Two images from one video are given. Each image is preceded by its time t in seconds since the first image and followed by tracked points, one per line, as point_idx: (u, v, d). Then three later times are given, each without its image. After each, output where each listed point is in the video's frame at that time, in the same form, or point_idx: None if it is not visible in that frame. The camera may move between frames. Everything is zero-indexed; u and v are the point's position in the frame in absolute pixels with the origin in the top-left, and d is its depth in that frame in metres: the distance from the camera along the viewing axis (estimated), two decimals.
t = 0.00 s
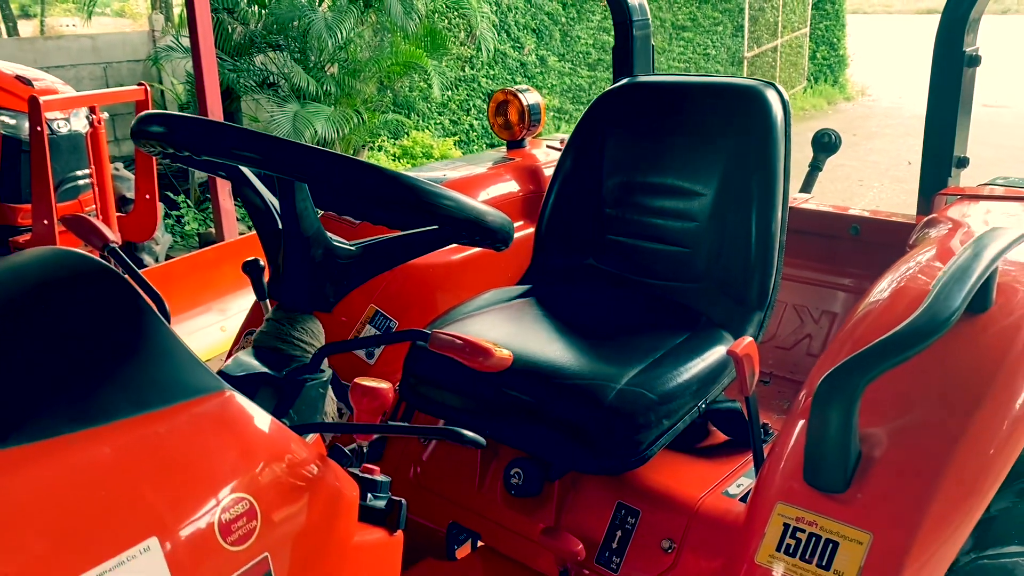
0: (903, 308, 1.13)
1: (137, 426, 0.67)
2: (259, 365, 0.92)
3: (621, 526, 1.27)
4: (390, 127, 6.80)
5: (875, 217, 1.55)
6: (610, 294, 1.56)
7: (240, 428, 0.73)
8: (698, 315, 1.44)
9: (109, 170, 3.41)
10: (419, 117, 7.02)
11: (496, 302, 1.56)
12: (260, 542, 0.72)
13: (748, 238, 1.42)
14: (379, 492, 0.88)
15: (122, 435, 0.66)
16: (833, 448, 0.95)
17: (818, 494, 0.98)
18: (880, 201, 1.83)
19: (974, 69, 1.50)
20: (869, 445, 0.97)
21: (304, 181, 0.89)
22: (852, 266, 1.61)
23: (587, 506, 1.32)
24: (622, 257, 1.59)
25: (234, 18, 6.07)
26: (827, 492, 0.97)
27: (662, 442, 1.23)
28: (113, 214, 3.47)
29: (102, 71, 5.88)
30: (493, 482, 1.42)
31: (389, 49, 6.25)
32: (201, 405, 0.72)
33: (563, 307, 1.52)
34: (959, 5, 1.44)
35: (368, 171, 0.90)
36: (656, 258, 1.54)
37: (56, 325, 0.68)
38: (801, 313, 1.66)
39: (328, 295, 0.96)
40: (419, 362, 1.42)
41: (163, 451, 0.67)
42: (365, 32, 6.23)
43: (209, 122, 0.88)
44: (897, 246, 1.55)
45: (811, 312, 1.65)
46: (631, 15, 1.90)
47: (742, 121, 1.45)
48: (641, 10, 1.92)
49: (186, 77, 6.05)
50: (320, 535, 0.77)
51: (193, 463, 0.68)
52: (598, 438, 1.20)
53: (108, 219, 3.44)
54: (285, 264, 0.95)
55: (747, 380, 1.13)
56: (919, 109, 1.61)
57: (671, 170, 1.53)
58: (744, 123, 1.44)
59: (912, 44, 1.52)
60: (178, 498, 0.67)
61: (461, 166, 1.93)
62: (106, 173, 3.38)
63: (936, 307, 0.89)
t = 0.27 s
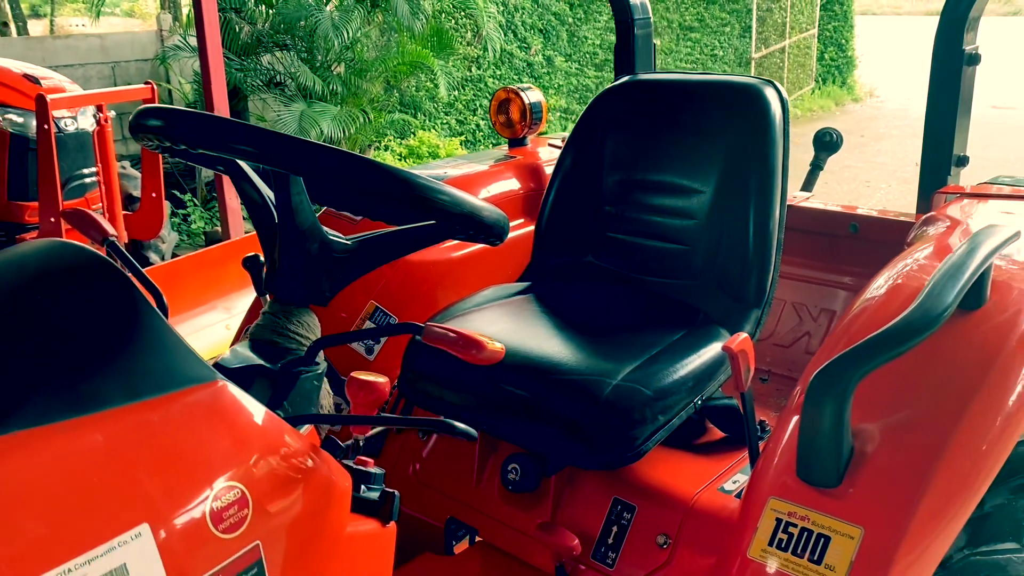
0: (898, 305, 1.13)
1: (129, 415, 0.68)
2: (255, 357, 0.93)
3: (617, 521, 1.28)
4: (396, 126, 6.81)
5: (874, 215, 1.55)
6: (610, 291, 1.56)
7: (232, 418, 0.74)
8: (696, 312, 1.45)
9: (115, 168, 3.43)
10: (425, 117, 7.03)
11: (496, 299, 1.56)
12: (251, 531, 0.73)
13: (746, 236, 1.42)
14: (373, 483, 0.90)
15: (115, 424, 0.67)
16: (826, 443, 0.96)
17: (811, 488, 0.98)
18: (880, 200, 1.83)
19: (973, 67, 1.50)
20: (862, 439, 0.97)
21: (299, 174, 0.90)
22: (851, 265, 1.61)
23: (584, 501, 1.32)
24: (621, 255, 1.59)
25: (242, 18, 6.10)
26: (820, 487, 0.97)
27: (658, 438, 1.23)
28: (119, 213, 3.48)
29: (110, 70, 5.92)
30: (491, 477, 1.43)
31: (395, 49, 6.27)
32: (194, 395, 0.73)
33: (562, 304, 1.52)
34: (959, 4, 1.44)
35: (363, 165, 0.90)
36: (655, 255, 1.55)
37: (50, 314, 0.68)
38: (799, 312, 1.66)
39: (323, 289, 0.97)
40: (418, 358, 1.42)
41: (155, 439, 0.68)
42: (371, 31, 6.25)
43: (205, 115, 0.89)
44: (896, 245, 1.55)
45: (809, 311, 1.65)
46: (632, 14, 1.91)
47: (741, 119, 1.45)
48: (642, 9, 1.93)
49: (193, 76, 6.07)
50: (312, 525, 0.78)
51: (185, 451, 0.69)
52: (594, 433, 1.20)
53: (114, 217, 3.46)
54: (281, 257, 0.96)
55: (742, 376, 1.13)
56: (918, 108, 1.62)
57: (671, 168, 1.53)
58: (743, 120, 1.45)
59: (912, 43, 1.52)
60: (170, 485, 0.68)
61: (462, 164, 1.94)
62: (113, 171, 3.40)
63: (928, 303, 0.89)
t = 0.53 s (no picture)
0: (892, 300, 1.13)
1: (120, 400, 0.69)
2: (249, 347, 0.94)
3: (612, 515, 1.29)
4: (403, 126, 6.83)
5: (873, 213, 1.55)
6: (608, 287, 1.57)
7: (222, 404, 0.75)
8: (694, 308, 1.45)
9: (124, 165, 3.46)
10: (432, 117, 7.05)
11: (494, 295, 1.57)
12: (241, 516, 0.73)
13: (743, 232, 1.43)
14: (367, 472, 0.91)
15: (105, 408, 0.68)
16: (816, 436, 0.96)
17: (801, 481, 0.99)
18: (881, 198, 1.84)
19: (973, 64, 1.49)
20: (853, 433, 0.98)
21: (294, 166, 0.91)
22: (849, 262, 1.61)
23: (579, 495, 1.33)
24: (620, 251, 1.59)
25: (251, 17, 6.13)
26: (810, 480, 0.98)
27: (652, 431, 1.24)
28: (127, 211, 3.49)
29: (120, 69, 5.96)
30: (487, 471, 1.44)
31: (403, 49, 6.29)
32: (185, 380, 0.74)
33: (560, 300, 1.53)
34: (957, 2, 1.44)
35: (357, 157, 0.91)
36: (653, 251, 1.55)
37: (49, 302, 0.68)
38: (798, 309, 1.66)
39: (319, 279, 0.98)
40: (416, 352, 1.43)
41: (146, 423, 0.69)
42: (379, 31, 6.28)
43: (202, 107, 0.90)
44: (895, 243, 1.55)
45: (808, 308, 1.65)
46: (634, 12, 1.92)
47: (739, 116, 1.45)
48: (644, 7, 1.93)
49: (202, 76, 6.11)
50: (303, 512, 0.79)
51: (175, 436, 0.70)
52: (589, 427, 1.21)
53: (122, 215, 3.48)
54: (277, 248, 0.97)
55: (736, 370, 1.14)
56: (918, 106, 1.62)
57: (669, 164, 1.54)
58: (741, 117, 1.45)
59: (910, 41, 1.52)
60: (160, 470, 0.69)
61: (464, 161, 1.95)
62: (121, 168, 3.43)
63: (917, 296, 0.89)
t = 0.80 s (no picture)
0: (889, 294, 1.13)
1: (113, 385, 0.69)
2: (245, 338, 0.94)
3: (609, 509, 1.29)
4: (410, 125, 6.83)
5: (873, 209, 1.54)
6: (609, 282, 1.56)
7: (215, 390, 0.75)
8: (693, 302, 1.45)
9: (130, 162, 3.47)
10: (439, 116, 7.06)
11: (494, 289, 1.58)
12: (232, 502, 0.74)
13: (742, 227, 1.43)
14: (360, 462, 0.89)
15: (99, 392, 0.68)
16: (812, 429, 0.96)
17: (797, 474, 0.98)
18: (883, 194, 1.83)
19: (975, 60, 1.49)
20: (848, 425, 0.98)
21: (291, 155, 0.91)
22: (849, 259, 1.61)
23: (577, 489, 1.33)
24: (620, 246, 1.59)
25: (258, 16, 6.16)
26: (806, 473, 0.97)
27: (649, 425, 1.24)
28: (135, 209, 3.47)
29: (128, 67, 5.99)
30: (486, 465, 1.44)
31: (409, 48, 6.31)
32: (180, 365, 0.74)
33: (560, 295, 1.53)
34: None
35: (353, 148, 0.92)
36: (653, 246, 1.55)
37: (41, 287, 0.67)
38: (798, 305, 1.66)
39: (315, 270, 0.99)
40: (416, 346, 1.44)
41: (137, 408, 0.69)
42: (386, 30, 6.30)
43: (199, 96, 0.90)
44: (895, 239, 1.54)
45: (808, 304, 1.65)
46: (636, 8, 1.91)
47: (740, 111, 1.45)
48: (646, 3, 1.93)
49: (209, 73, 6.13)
50: (294, 499, 0.79)
51: (166, 420, 0.71)
52: (586, 420, 1.21)
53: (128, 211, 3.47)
54: (273, 238, 0.97)
55: (733, 363, 1.14)
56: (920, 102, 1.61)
57: (670, 159, 1.54)
58: (741, 112, 1.45)
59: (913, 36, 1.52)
60: (151, 454, 0.69)
61: (466, 156, 1.95)
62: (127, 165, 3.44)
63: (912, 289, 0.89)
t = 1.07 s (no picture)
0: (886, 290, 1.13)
1: (103, 373, 0.69)
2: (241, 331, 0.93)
3: (605, 504, 1.29)
4: (416, 124, 6.84)
5: (873, 206, 1.54)
6: (607, 278, 1.56)
7: (203, 380, 0.75)
8: (691, 298, 1.45)
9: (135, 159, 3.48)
10: (445, 115, 7.06)
11: (492, 285, 1.58)
12: (221, 491, 0.74)
13: (741, 224, 1.43)
14: (354, 454, 0.91)
15: (88, 380, 0.68)
16: (806, 424, 0.95)
17: (790, 469, 0.98)
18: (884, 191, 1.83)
19: (976, 57, 1.49)
20: (843, 420, 0.97)
21: (286, 147, 0.91)
22: (848, 256, 1.60)
23: (573, 484, 1.33)
24: (619, 242, 1.59)
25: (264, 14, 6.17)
26: (799, 468, 0.97)
27: (645, 420, 1.24)
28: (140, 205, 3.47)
29: (135, 65, 6.01)
30: (483, 460, 1.45)
31: (415, 46, 6.31)
32: (169, 355, 0.74)
33: (558, 291, 1.53)
34: None
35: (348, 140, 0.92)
36: (652, 243, 1.55)
37: (36, 274, 0.66)
38: (797, 302, 1.66)
39: (310, 263, 0.99)
40: (414, 341, 1.44)
41: (125, 397, 0.70)
42: (392, 28, 6.30)
43: (194, 88, 0.90)
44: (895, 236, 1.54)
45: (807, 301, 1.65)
46: (637, 5, 1.91)
47: (740, 107, 1.45)
48: None
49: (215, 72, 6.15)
50: (284, 489, 0.79)
51: (154, 410, 0.71)
52: (583, 415, 1.21)
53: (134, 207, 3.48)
54: (268, 231, 0.97)
55: (728, 359, 1.14)
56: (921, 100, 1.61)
57: (669, 156, 1.53)
58: (740, 108, 1.45)
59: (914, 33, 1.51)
60: (140, 442, 0.69)
61: (467, 152, 1.95)
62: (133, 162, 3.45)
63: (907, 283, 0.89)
